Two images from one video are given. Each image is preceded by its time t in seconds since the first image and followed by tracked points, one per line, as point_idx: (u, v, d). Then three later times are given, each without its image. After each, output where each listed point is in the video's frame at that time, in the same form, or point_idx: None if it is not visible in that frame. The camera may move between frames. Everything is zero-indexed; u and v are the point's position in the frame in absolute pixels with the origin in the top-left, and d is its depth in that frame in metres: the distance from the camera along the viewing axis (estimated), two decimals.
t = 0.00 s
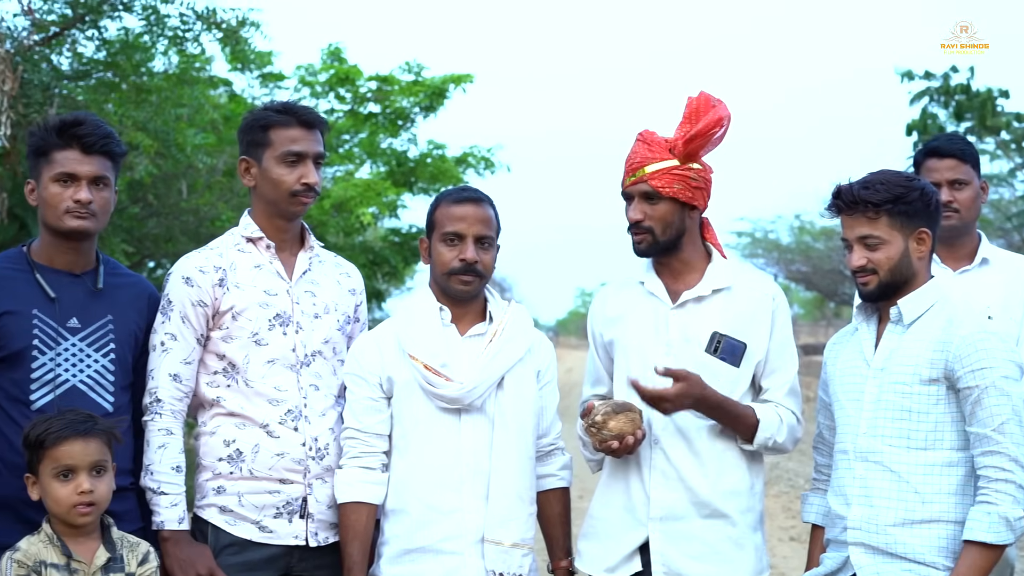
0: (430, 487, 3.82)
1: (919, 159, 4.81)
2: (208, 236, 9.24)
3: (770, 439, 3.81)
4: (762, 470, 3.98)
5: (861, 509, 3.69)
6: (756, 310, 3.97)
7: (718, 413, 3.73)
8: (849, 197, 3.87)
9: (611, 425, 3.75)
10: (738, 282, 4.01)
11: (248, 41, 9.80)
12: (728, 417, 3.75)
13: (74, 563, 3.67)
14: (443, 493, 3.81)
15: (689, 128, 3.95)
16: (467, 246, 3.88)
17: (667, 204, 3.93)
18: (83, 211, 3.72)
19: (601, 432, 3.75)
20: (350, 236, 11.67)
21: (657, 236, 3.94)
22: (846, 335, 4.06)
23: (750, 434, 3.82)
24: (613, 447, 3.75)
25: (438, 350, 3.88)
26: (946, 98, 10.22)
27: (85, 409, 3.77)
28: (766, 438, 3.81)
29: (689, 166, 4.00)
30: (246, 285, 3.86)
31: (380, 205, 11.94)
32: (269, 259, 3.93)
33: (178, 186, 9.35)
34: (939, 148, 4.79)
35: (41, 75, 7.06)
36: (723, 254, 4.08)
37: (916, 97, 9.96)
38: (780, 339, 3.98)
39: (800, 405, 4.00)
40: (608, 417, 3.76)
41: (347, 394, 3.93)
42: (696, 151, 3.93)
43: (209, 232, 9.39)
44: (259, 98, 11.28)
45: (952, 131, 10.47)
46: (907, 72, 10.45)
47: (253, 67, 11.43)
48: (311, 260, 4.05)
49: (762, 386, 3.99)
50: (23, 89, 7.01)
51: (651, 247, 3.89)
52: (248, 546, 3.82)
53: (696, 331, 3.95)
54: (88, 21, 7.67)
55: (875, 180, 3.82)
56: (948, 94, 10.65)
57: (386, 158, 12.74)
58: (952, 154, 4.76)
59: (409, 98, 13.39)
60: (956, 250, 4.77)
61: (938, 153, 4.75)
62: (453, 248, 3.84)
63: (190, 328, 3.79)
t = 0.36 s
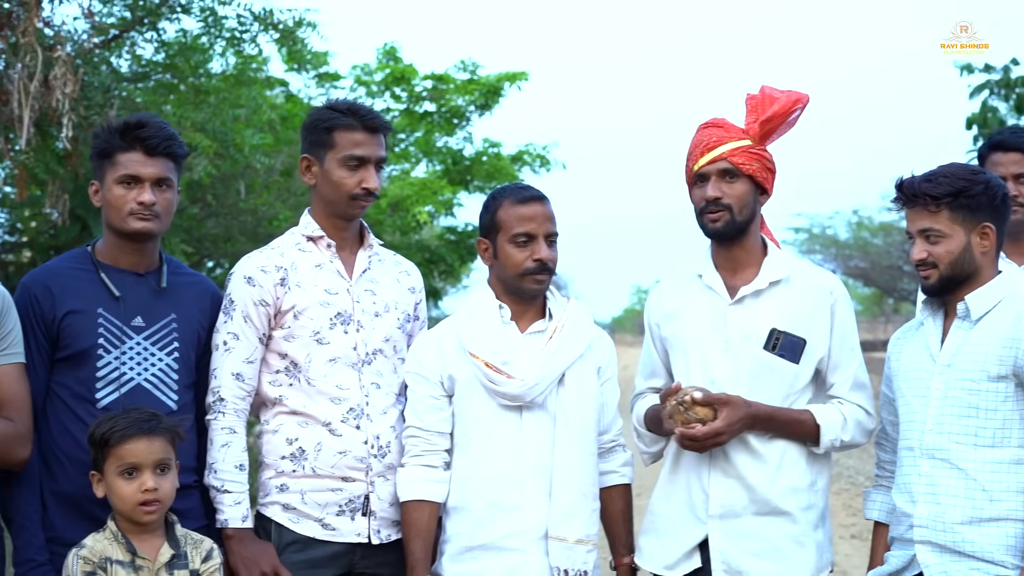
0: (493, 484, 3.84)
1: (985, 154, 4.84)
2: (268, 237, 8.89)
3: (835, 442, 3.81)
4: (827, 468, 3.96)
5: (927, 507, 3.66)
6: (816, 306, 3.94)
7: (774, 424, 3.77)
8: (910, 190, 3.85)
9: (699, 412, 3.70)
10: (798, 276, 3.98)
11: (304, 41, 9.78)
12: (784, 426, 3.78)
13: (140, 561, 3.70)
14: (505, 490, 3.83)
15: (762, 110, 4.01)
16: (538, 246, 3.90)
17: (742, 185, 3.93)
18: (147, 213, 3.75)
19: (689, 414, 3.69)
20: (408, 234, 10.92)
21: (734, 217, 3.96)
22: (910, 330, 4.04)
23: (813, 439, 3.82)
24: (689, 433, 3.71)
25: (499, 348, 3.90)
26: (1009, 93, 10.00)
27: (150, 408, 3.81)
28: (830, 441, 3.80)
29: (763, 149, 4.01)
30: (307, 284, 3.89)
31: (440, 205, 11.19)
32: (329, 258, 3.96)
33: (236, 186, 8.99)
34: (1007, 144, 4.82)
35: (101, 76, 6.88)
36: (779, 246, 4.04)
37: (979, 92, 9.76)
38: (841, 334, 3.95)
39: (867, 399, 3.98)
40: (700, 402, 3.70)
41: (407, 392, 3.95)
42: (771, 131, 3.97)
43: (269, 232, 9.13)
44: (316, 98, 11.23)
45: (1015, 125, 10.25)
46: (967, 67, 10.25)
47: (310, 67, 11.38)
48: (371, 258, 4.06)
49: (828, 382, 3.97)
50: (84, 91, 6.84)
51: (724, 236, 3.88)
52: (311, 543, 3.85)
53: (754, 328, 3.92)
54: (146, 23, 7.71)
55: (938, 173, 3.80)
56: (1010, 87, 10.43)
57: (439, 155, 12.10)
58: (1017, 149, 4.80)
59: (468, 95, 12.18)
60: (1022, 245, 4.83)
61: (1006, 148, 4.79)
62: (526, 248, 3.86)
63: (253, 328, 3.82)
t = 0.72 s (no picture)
0: (554, 484, 3.84)
1: None
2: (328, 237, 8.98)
3: (908, 437, 3.83)
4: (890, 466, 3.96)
5: (996, 507, 3.63)
6: (882, 303, 3.92)
7: (848, 421, 3.76)
8: (970, 187, 3.82)
9: (767, 420, 3.69)
10: (862, 274, 3.97)
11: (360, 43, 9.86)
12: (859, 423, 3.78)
13: (202, 559, 3.70)
14: (566, 490, 3.83)
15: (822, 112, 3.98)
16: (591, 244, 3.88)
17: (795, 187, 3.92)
18: (209, 214, 3.77)
19: (756, 424, 3.69)
20: (464, 233, 10.69)
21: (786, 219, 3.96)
22: (973, 328, 4.00)
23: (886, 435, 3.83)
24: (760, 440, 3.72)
25: (560, 347, 3.90)
26: None
27: (212, 408, 3.83)
28: (904, 437, 3.82)
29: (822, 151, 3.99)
30: (370, 284, 3.91)
31: (496, 206, 11.01)
32: (390, 258, 3.98)
33: (294, 186, 9.01)
34: None
35: (160, 79, 7.22)
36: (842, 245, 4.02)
37: None
38: (909, 333, 3.94)
39: (932, 397, 3.98)
40: (767, 411, 3.70)
41: (468, 392, 3.97)
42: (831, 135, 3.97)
43: (326, 233, 9.15)
44: (373, 97, 11.26)
45: None
46: None
47: (365, 67, 11.44)
48: (431, 258, 4.08)
49: (895, 381, 3.96)
50: (145, 94, 7.16)
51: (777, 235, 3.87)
52: (374, 543, 3.86)
53: (821, 325, 3.90)
54: (205, 26, 7.82)
55: (999, 169, 3.76)
56: None
57: (495, 156, 11.84)
58: None
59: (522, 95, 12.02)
60: None
61: None
62: (578, 245, 3.84)
63: (315, 327, 3.85)
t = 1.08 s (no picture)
0: (609, 483, 3.82)
1: None
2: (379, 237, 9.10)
3: (969, 431, 3.70)
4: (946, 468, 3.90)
5: None
6: (942, 304, 3.88)
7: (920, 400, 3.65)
8: None
9: (785, 447, 3.73)
10: (923, 275, 3.94)
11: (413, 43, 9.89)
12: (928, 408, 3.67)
13: (258, 557, 3.69)
14: (621, 490, 3.81)
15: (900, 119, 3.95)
16: (647, 243, 3.88)
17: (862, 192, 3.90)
18: (267, 214, 3.80)
19: (775, 452, 3.74)
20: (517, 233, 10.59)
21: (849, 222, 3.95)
22: None
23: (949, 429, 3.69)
24: (784, 465, 3.77)
25: (615, 346, 3.89)
26: None
27: (268, 406, 3.84)
28: (965, 430, 3.70)
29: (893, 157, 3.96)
30: (425, 284, 3.93)
31: (547, 204, 10.74)
32: (446, 258, 3.99)
33: (346, 186, 9.19)
34: None
35: (216, 81, 7.22)
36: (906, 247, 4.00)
37: None
38: (966, 335, 3.86)
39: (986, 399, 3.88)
40: (784, 439, 3.73)
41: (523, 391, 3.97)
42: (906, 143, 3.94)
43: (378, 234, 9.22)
44: (424, 97, 11.26)
45: None
46: None
47: (417, 67, 11.48)
48: (486, 258, 4.09)
49: (949, 382, 3.87)
50: (201, 95, 7.17)
51: (838, 234, 3.87)
52: (429, 541, 3.86)
53: (879, 325, 3.88)
54: (259, 26, 7.85)
55: None
56: None
57: (548, 155, 11.69)
58: None
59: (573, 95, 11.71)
60: None
61: None
62: (635, 243, 3.85)
63: (371, 326, 3.86)
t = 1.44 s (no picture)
0: (666, 484, 3.81)
1: None
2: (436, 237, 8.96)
3: (1013, 428, 3.67)
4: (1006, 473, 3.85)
5: None
6: (1003, 305, 3.84)
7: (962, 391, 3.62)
8: None
9: (830, 450, 3.70)
10: (985, 276, 3.89)
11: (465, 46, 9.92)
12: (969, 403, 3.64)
13: (316, 558, 3.70)
14: (678, 491, 3.80)
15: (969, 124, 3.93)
16: (702, 244, 3.87)
17: (928, 197, 3.88)
18: (323, 216, 3.82)
19: (821, 457, 3.70)
20: (570, 233, 10.57)
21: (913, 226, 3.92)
22: None
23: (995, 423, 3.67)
24: (833, 469, 3.74)
25: (672, 347, 3.89)
26: None
27: (325, 408, 3.86)
28: (1010, 428, 3.67)
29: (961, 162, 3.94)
30: (480, 285, 3.93)
31: (601, 205, 10.90)
32: (501, 259, 3.99)
33: (400, 188, 9.18)
34: None
35: (269, 82, 7.47)
36: (967, 248, 3.98)
37: None
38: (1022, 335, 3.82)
39: None
40: (828, 443, 3.70)
41: (579, 392, 3.97)
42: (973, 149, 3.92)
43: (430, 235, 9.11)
44: (477, 99, 11.33)
45: None
46: None
47: (469, 69, 11.49)
48: (542, 259, 4.09)
49: (1005, 381, 3.83)
50: (255, 98, 7.40)
51: (903, 237, 3.86)
52: (485, 542, 3.86)
53: (938, 325, 3.86)
54: (312, 30, 8.10)
55: None
56: None
57: (599, 156, 11.73)
58: None
59: (625, 95, 11.78)
60: None
61: None
62: (690, 245, 3.84)
63: (426, 328, 3.87)
